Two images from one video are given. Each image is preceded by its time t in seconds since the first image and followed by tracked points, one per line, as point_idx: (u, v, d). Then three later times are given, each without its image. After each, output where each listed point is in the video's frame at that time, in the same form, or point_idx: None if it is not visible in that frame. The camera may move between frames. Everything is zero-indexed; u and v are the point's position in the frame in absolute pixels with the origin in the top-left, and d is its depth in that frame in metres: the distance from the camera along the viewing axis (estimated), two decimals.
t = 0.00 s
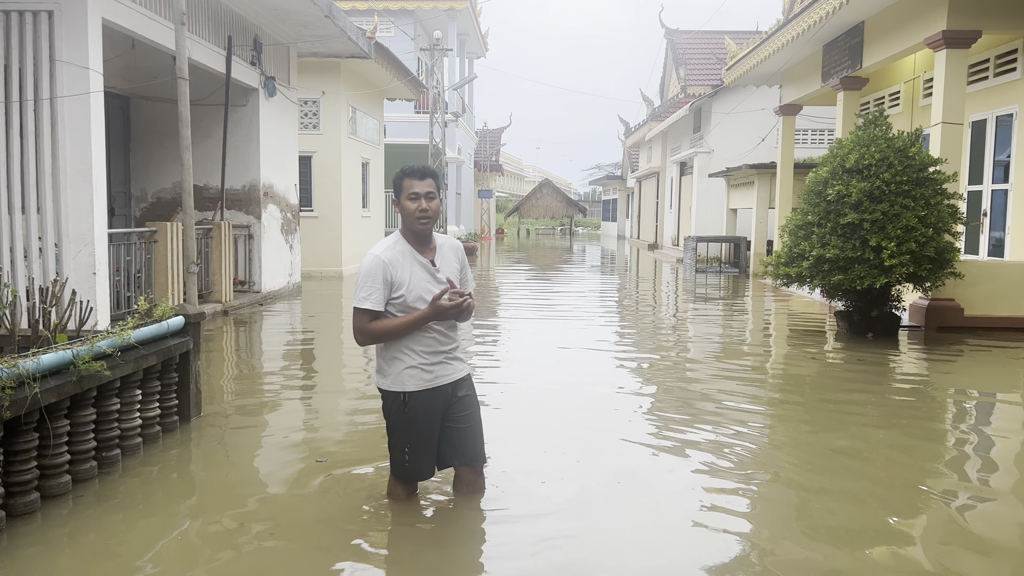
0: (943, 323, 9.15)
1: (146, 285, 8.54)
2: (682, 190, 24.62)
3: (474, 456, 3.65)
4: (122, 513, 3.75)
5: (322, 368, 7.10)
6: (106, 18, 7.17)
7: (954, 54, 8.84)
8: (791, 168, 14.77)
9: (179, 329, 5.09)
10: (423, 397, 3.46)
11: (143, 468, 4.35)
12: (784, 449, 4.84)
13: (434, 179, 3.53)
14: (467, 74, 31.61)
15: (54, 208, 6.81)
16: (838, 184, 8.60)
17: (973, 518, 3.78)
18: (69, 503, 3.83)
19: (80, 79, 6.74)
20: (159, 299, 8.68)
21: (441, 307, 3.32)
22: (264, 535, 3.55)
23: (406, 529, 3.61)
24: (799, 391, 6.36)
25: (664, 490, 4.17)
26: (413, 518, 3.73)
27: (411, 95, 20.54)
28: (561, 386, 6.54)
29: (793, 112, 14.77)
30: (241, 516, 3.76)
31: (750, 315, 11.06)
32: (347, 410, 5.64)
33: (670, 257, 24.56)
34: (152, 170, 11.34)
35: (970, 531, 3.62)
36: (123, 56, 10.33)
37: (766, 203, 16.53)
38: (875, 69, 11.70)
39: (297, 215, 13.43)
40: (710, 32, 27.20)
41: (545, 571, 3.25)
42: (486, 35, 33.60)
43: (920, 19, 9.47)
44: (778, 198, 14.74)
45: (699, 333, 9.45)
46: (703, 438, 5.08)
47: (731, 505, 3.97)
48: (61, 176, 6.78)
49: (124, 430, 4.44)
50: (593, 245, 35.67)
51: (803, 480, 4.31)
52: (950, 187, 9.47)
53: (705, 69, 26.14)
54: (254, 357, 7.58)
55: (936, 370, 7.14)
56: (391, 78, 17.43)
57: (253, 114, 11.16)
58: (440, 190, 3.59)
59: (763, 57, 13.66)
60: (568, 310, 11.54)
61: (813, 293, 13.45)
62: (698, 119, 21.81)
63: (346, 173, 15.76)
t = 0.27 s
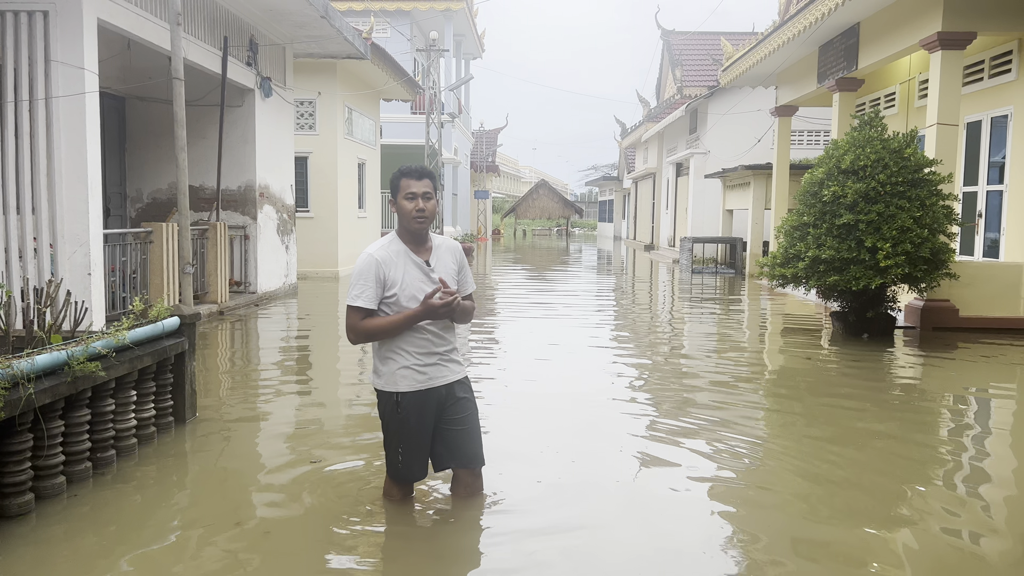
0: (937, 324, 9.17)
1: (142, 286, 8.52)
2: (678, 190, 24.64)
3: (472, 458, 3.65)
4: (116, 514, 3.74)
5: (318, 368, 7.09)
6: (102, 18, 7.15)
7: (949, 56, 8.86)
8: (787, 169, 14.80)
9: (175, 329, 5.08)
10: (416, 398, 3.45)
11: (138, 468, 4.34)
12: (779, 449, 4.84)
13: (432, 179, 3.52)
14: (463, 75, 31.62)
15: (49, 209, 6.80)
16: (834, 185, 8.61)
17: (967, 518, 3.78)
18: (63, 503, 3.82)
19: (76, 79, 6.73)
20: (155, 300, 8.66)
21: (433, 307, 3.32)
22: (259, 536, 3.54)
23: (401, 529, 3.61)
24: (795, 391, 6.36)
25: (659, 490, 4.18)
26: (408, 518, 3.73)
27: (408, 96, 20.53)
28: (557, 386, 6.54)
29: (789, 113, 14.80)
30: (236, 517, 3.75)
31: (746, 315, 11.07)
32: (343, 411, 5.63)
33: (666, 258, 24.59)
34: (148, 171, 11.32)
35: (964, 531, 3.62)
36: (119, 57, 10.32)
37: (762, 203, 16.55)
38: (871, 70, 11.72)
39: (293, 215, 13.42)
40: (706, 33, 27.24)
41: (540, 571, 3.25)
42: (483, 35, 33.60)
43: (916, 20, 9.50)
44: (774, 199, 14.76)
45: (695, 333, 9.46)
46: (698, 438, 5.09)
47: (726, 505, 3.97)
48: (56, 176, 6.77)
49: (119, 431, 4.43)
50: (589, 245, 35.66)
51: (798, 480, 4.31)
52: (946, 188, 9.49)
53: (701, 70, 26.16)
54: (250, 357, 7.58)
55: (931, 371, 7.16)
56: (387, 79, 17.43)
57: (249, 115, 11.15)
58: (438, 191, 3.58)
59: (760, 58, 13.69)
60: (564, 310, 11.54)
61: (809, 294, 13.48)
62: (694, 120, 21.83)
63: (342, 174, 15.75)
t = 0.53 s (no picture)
0: (934, 325, 9.18)
1: (139, 286, 8.50)
2: (676, 191, 24.66)
3: (471, 458, 3.64)
4: (113, 515, 3.73)
5: (315, 368, 7.09)
6: (99, 17, 7.13)
7: (946, 57, 8.87)
8: (784, 170, 14.81)
9: (172, 329, 5.07)
10: (411, 398, 3.45)
11: (135, 469, 4.33)
12: (777, 450, 4.85)
13: (432, 178, 3.51)
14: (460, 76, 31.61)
15: (46, 209, 6.78)
16: (831, 186, 8.62)
17: (963, 518, 3.78)
18: (60, 504, 3.81)
19: (72, 79, 6.71)
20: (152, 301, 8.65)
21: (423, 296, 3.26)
22: (256, 536, 3.54)
23: (401, 529, 3.62)
24: (792, 392, 6.37)
25: (657, 490, 4.18)
26: (406, 518, 3.73)
27: (405, 96, 20.51)
28: (554, 387, 6.54)
29: (786, 114, 14.81)
30: (233, 517, 3.75)
31: (743, 316, 11.08)
32: (340, 411, 5.62)
33: (663, 258, 24.60)
34: (145, 170, 11.30)
35: (960, 532, 3.62)
36: (116, 57, 10.30)
37: (759, 204, 16.56)
38: (868, 71, 11.74)
39: (290, 215, 13.40)
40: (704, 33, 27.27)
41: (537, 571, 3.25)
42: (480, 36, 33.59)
43: (913, 21, 9.51)
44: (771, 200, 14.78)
45: (692, 334, 9.47)
46: (696, 439, 5.09)
47: (723, 505, 3.97)
48: (53, 175, 6.75)
49: (116, 431, 4.42)
50: (586, 246, 35.67)
51: (795, 481, 4.31)
52: (942, 189, 9.50)
53: (699, 70, 26.18)
54: (247, 357, 7.57)
55: (928, 371, 7.17)
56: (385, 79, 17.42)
57: (246, 114, 11.13)
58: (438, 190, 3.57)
59: (757, 59, 13.70)
60: (562, 310, 11.54)
61: (806, 294, 13.50)
62: (692, 121, 21.85)
63: (339, 174, 15.73)
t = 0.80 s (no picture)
0: (932, 325, 9.19)
1: (137, 286, 8.50)
2: (674, 191, 24.67)
3: (468, 459, 3.64)
4: (111, 515, 3.73)
5: (313, 369, 7.08)
6: (97, 17, 7.12)
7: (944, 58, 8.88)
8: (783, 171, 14.83)
9: (170, 329, 5.06)
10: (407, 397, 3.45)
11: (133, 469, 4.32)
12: (775, 450, 4.85)
13: (432, 180, 3.51)
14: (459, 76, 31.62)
15: (44, 209, 6.77)
16: (829, 187, 8.63)
17: (961, 519, 3.79)
18: (58, 504, 3.81)
19: (70, 79, 6.71)
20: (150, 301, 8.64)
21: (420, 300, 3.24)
22: (254, 536, 3.54)
23: (398, 528, 3.62)
24: (790, 392, 6.38)
25: (655, 491, 4.18)
26: (404, 518, 3.73)
27: (404, 96, 20.51)
28: (552, 387, 6.54)
29: (784, 115, 14.82)
30: (231, 517, 3.74)
31: (741, 316, 11.09)
32: (338, 412, 5.62)
33: (662, 259, 24.60)
34: (143, 170, 11.29)
35: (958, 532, 3.63)
36: (114, 57, 10.29)
37: (757, 205, 16.58)
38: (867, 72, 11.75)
39: (289, 216, 13.40)
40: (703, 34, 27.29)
41: (535, 571, 3.25)
42: (479, 36, 33.59)
43: (911, 22, 9.52)
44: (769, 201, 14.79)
45: (690, 334, 9.48)
46: (694, 439, 5.09)
47: (721, 506, 3.97)
48: (51, 175, 6.74)
49: (114, 431, 4.42)
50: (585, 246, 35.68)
51: (793, 482, 4.31)
52: (940, 190, 9.52)
53: (698, 71, 26.20)
54: (245, 358, 7.57)
55: (926, 372, 7.17)
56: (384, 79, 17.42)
57: (245, 114, 11.13)
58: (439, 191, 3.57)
59: (756, 60, 13.71)
60: (560, 311, 11.54)
61: (804, 295, 13.52)
62: (690, 122, 21.86)
63: (338, 174, 15.72)
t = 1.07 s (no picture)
0: (931, 327, 9.20)
1: (136, 286, 8.49)
2: (673, 192, 24.68)
3: (470, 459, 3.63)
4: (111, 515, 3.73)
5: (312, 369, 7.08)
6: (97, 17, 7.12)
7: (944, 59, 8.89)
8: (782, 172, 14.84)
9: (170, 329, 5.06)
10: (408, 396, 3.46)
11: (132, 469, 4.32)
12: (773, 451, 4.86)
13: (434, 180, 3.47)
14: (459, 76, 31.62)
15: (43, 208, 6.76)
16: (828, 188, 8.64)
17: (960, 520, 3.79)
18: (57, 504, 3.80)
19: (70, 78, 6.70)
20: (149, 300, 8.64)
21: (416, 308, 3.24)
22: (253, 536, 3.54)
23: (398, 528, 3.62)
24: (790, 393, 6.38)
25: (655, 491, 4.18)
26: (403, 518, 3.74)
27: (404, 96, 20.50)
28: (552, 388, 6.54)
29: (784, 116, 14.83)
30: (230, 517, 3.74)
31: (741, 317, 11.09)
32: (337, 411, 5.62)
33: (661, 259, 24.60)
34: (143, 170, 11.28)
35: (957, 534, 3.63)
36: (113, 56, 10.29)
37: (757, 205, 16.58)
38: (867, 73, 11.75)
39: (288, 215, 13.40)
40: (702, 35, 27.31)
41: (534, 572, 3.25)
42: (479, 36, 33.58)
43: (910, 23, 9.53)
44: (769, 202, 14.79)
45: (690, 335, 9.48)
46: (694, 440, 5.10)
47: (721, 506, 3.97)
48: (51, 174, 6.74)
49: (113, 431, 4.42)
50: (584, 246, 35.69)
51: (793, 482, 4.32)
52: (940, 191, 9.52)
53: (697, 72, 26.21)
54: (244, 358, 7.57)
55: (925, 373, 7.18)
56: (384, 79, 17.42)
57: (245, 114, 11.13)
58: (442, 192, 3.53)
59: (755, 61, 13.72)
60: (560, 311, 11.55)
61: (804, 296, 13.53)
62: (689, 122, 21.87)
63: (337, 174, 15.71)
